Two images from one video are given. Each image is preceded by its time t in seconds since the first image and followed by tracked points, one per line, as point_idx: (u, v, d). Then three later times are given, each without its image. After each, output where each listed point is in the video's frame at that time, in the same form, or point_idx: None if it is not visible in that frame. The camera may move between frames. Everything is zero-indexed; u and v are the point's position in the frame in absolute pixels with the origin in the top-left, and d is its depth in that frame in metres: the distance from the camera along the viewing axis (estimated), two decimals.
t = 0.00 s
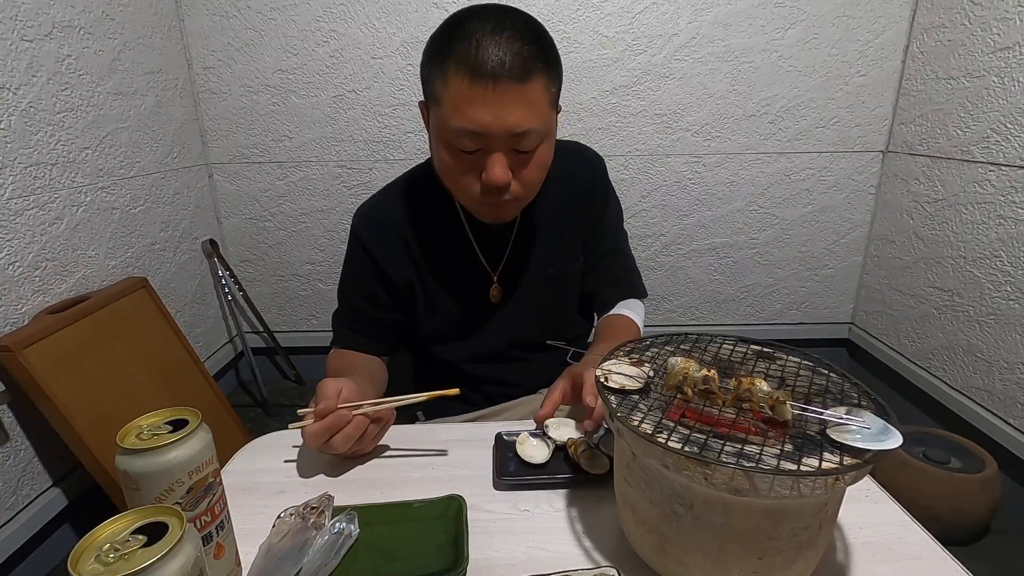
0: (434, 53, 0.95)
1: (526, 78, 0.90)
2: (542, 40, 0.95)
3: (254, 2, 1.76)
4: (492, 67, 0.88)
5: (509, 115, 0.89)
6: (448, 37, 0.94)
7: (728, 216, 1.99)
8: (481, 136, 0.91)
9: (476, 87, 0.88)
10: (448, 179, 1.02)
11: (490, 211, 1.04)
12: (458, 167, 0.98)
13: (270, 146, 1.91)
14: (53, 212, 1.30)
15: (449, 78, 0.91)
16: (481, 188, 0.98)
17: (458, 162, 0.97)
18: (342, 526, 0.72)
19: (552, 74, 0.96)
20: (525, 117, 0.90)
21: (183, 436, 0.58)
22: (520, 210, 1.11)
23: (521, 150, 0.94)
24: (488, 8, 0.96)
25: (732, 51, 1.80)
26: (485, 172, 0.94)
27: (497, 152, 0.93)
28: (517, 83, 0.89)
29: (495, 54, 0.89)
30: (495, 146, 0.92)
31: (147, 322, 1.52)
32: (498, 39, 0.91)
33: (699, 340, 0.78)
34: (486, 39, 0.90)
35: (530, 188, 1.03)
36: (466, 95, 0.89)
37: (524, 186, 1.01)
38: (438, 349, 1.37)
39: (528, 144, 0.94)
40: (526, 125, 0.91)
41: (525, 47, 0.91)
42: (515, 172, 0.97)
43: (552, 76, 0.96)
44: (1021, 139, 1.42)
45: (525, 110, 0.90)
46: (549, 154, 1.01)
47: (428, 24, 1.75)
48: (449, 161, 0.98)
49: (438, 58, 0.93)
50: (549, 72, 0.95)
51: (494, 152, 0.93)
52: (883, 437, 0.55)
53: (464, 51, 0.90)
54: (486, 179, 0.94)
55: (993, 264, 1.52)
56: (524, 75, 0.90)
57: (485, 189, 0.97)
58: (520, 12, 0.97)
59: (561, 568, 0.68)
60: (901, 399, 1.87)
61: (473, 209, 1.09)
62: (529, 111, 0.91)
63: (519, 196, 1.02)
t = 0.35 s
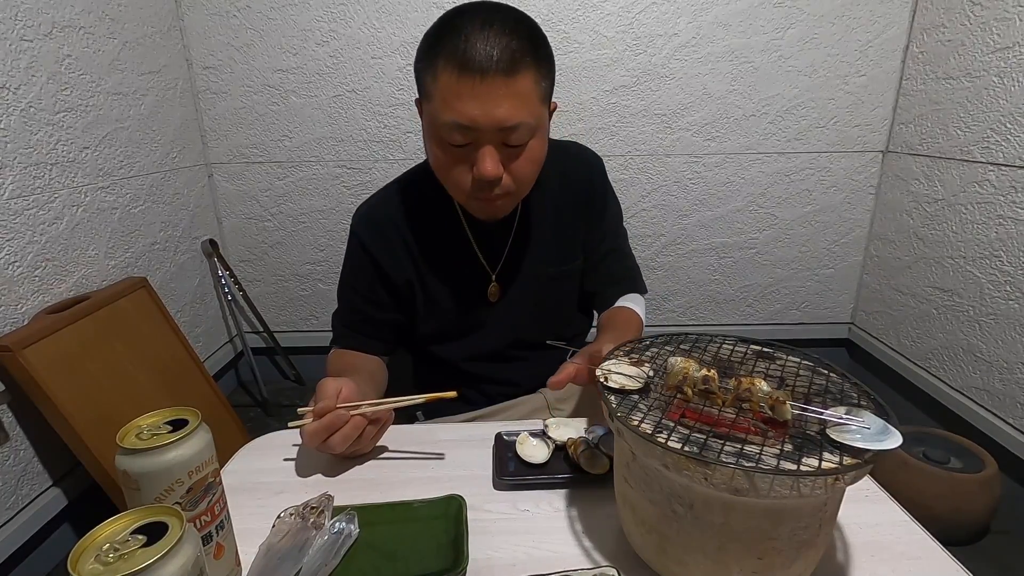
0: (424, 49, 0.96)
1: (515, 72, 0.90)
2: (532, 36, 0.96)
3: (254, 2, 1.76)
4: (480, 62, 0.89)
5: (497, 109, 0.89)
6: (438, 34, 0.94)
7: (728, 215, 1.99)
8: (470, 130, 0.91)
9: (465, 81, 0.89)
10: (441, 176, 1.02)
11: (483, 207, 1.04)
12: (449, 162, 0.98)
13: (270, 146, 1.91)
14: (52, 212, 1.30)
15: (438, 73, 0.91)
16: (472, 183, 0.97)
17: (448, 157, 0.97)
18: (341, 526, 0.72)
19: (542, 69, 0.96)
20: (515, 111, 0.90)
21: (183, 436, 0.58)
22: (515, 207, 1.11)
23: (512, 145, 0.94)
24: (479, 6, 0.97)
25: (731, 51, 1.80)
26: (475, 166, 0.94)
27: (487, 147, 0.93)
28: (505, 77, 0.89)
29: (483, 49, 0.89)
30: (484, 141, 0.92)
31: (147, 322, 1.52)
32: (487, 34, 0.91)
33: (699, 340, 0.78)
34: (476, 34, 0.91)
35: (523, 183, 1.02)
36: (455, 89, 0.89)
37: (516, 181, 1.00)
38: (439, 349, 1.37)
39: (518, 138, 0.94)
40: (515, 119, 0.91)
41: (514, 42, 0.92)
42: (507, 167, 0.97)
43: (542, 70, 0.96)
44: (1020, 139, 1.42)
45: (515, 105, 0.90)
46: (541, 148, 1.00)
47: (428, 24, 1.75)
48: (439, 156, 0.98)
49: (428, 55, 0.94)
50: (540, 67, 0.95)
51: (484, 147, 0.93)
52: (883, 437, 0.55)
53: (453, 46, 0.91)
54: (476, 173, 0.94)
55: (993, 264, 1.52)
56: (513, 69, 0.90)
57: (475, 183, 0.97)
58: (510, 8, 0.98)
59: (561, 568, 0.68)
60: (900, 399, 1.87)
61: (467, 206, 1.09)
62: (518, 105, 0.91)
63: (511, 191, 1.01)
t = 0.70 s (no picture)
0: (419, 43, 0.98)
1: (507, 63, 0.91)
2: (527, 29, 0.97)
3: (254, 2, 1.76)
4: (472, 53, 0.90)
5: (488, 98, 0.90)
6: (433, 27, 0.96)
7: (728, 215, 1.99)
8: (462, 120, 0.92)
9: (457, 71, 0.90)
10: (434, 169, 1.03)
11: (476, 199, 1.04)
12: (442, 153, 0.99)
13: (270, 146, 1.91)
14: (52, 212, 1.30)
15: (432, 64, 0.93)
16: (464, 173, 0.98)
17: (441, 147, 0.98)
18: (341, 526, 0.72)
19: (537, 61, 0.97)
20: (506, 101, 0.91)
21: (183, 436, 0.58)
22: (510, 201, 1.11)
23: (504, 135, 0.95)
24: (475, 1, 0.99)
25: (732, 51, 1.80)
26: (467, 156, 0.95)
27: (479, 137, 0.94)
28: (497, 68, 0.90)
29: (476, 40, 0.91)
30: (476, 130, 0.93)
31: (147, 322, 1.52)
32: (481, 27, 0.93)
33: (699, 340, 0.78)
34: (469, 27, 0.92)
35: (516, 176, 1.03)
36: (448, 79, 0.91)
37: (509, 173, 1.01)
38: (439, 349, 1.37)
39: (510, 129, 0.94)
40: (507, 109, 0.91)
41: (507, 34, 0.93)
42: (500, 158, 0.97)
43: (536, 63, 0.97)
44: (1021, 139, 1.42)
45: (506, 95, 0.91)
46: (536, 141, 1.00)
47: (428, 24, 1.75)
48: (432, 147, 0.99)
49: (423, 47, 0.96)
50: (533, 59, 0.96)
51: (476, 137, 0.94)
52: (883, 437, 0.55)
53: (446, 38, 0.92)
54: (468, 163, 0.95)
55: (993, 264, 1.52)
56: (505, 60, 0.91)
57: (467, 173, 0.97)
58: (506, 3, 0.99)
59: (561, 568, 0.68)
60: (901, 399, 1.87)
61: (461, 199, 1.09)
62: (510, 95, 0.92)
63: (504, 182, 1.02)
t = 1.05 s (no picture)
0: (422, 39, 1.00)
1: (507, 55, 0.93)
2: (529, 24, 0.99)
3: (254, 2, 1.76)
4: (473, 46, 0.92)
5: (489, 89, 0.92)
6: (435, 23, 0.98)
7: (728, 216, 1.99)
8: (463, 111, 0.93)
9: (458, 63, 0.92)
10: (436, 163, 1.04)
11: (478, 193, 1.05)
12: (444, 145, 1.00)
13: (270, 146, 1.91)
14: (52, 212, 1.30)
15: (434, 58, 0.95)
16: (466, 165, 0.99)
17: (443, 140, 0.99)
18: (341, 526, 0.72)
19: (538, 55, 0.99)
20: (506, 93, 0.93)
21: (183, 436, 0.58)
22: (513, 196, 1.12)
23: (506, 127, 0.96)
24: None
25: (731, 51, 1.80)
26: (469, 147, 0.96)
27: (480, 128, 0.95)
28: (498, 60, 0.92)
29: (477, 33, 0.93)
30: (477, 122, 0.95)
31: (147, 323, 1.52)
32: (482, 21, 0.95)
33: (698, 340, 0.78)
34: (471, 21, 0.94)
35: (518, 169, 1.04)
36: (449, 71, 0.93)
37: (511, 165, 1.02)
38: (440, 348, 1.37)
39: (511, 121, 0.95)
40: (507, 99, 0.93)
41: (508, 28, 0.95)
42: (501, 151, 0.99)
43: (537, 56, 0.98)
44: (1021, 139, 1.42)
45: (507, 87, 0.93)
46: (538, 133, 1.01)
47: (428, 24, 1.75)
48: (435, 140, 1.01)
49: (425, 42, 0.98)
50: (535, 52, 0.98)
51: (477, 129, 0.96)
52: (883, 437, 0.55)
53: (448, 32, 0.94)
54: (470, 154, 0.96)
55: (993, 264, 1.52)
56: (506, 52, 0.93)
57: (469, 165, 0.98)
58: None
59: (561, 568, 0.68)
60: (901, 399, 1.88)
61: (464, 194, 1.11)
62: (511, 86, 0.93)
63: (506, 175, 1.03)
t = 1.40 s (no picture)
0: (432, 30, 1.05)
1: (515, 41, 0.98)
2: (535, 15, 1.04)
3: (254, 2, 1.76)
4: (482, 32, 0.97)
5: (498, 71, 0.96)
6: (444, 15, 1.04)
7: (728, 216, 1.99)
8: (473, 94, 0.97)
9: (468, 47, 0.96)
10: (444, 149, 1.07)
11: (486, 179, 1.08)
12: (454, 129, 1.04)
13: (270, 146, 1.91)
14: (52, 212, 1.30)
15: (444, 44, 0.99)
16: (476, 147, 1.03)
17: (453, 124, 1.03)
18: (341, 526, 0.72)
19: (544, 43, 1.04)
20: (514, 75, 0.97)
21: (183, 436, 0.58)
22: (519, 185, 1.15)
23: (514, 109, 1.00)
24: None
25: (731, 51, 1.80)
26: (479, 130, 1.00)
27: (489, 110, 0.99)
28: (505, 45, 0.97)
29: (486, 20, 0.98)
30: (486, 104, 0.99)
31: (147, 323, 1.52)
32: (490, 10, 1.00)
33: (698, 340, 0.78)
34: (479, 10, 1.00)
35: (526, 153, 1.07)
36: (458, 55, 0.97)
37: (519, 149, 1.05)
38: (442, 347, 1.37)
39: (518, 104, 0.99)
40: (515, 82, 0.97)
41: (515, 16, 1.00)
42: (510, 133, 1.02)
43: (543, 44, 1.03)
44: (1021, 139, 1.42)
45: (515, 70, 0.97)
46: (545, 118, 1.05)
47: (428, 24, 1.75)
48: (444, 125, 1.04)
49: (435, 32, 1.03)
50: (541, 41, 1.03)
51: (486, 111, 0.99)
52: (883, 436, 0.55)
53: (458, 20, 0.99)
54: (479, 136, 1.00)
55: (993, 264, 1.52)
56: (513, 38, 0.98)
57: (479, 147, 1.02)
58: None
59: (561, 568, 0.68)
60: (900, 399, 1.88)
61: (471, 183, 1.13)
62: (519, 70, 0.98)
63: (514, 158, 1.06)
